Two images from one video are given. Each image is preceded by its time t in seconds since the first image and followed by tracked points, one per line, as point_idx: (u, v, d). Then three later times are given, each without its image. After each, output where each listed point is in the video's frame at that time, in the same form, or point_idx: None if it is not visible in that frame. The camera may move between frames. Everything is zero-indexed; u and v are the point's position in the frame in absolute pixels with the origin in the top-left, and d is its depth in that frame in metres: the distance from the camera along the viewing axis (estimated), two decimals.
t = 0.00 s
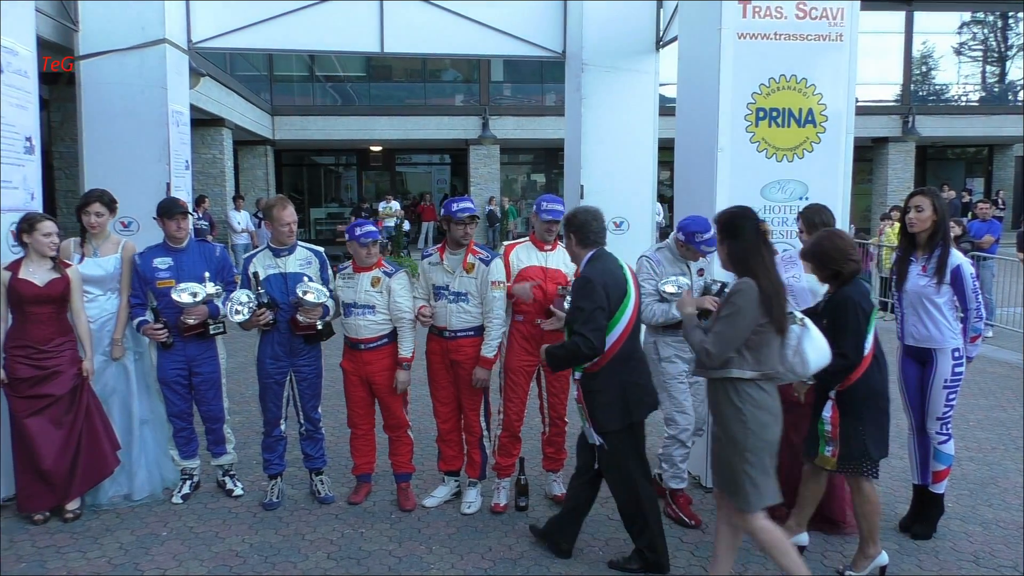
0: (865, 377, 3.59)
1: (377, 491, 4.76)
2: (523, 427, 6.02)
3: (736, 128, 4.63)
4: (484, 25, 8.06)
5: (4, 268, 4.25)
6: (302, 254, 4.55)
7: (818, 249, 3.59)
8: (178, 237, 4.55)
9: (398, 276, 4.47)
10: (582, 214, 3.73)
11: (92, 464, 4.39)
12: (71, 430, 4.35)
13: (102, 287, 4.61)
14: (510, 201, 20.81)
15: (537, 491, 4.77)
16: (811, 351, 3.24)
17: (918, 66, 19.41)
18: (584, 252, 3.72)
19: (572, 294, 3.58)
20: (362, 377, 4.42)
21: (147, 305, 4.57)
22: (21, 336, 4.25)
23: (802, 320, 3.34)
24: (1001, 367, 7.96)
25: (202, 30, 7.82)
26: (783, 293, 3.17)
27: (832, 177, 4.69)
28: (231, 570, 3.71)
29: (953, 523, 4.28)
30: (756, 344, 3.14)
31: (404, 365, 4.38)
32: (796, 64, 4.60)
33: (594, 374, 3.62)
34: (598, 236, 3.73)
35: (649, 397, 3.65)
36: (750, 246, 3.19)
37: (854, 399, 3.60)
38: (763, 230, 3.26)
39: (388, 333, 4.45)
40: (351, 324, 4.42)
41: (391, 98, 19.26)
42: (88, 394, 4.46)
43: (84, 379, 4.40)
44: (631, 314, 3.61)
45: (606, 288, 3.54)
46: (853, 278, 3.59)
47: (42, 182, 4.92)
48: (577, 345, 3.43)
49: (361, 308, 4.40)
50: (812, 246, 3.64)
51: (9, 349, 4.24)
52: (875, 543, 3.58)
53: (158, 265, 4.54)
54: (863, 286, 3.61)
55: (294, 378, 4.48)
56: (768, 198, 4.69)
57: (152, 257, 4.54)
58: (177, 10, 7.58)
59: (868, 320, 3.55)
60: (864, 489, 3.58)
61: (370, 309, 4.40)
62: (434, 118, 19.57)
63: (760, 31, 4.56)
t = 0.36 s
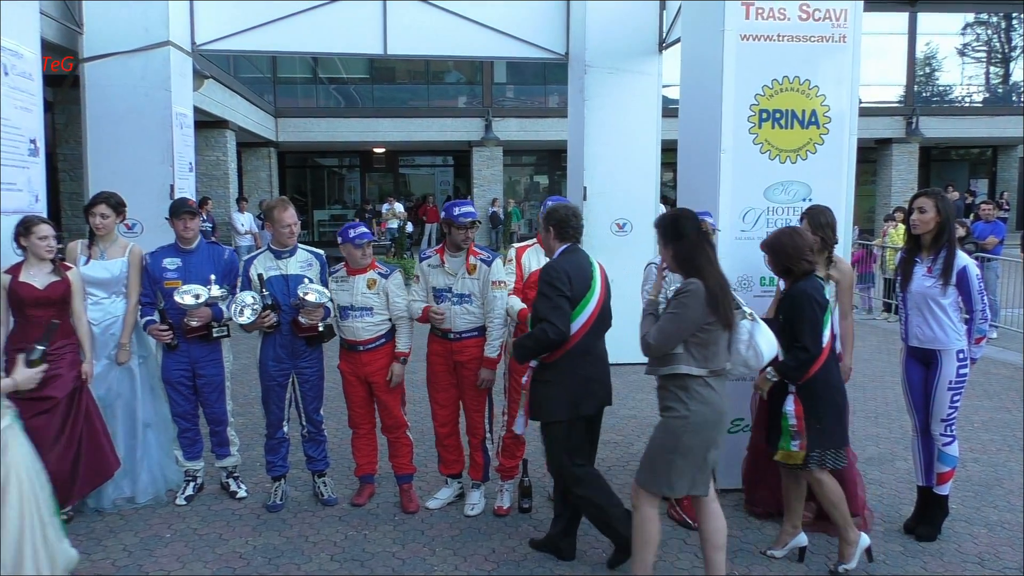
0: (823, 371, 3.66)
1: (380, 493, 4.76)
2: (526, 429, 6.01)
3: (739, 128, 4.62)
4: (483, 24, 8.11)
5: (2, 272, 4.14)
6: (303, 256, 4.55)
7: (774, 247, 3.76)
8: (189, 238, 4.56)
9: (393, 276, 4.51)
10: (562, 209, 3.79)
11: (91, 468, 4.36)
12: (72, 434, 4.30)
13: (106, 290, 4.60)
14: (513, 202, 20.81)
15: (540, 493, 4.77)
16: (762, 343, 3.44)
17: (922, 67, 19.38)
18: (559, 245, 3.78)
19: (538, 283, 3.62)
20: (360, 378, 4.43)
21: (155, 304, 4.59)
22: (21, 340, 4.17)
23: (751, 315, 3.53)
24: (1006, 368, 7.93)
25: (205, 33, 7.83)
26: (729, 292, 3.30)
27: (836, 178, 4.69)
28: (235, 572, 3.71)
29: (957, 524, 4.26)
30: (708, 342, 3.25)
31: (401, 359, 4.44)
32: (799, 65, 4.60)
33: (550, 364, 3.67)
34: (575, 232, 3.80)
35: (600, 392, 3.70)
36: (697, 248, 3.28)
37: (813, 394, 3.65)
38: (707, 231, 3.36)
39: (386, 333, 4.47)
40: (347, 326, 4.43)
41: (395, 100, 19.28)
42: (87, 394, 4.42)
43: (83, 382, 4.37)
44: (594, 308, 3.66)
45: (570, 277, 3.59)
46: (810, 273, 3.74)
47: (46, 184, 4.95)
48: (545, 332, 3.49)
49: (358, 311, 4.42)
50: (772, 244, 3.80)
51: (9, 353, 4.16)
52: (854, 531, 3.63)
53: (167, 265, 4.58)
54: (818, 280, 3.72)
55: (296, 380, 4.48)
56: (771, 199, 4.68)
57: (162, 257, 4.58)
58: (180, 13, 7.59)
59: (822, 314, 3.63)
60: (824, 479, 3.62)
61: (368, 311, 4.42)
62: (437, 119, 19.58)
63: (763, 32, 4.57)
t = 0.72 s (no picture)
0: (799, 372, 3.68)
1: (383, 495, 4.75)
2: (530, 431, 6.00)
3: (742, 130, 4.62)
4: (484, 26, 8.12)
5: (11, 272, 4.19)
6: (303, 258, 4.55)
7: (765, 244, 3.80)
8: (197, 241, 4.59)
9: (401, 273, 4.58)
10: (543, 209, 3.77)
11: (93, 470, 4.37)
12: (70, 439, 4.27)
13: (107, 293, 4.59)
14: (515, 204, 20.80)
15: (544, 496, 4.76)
16: (709, 350, 3.39)
17: (924, 68, 19.38)
18: (539, 245, 3.77)
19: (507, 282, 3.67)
20: (367, 377, 4.45)
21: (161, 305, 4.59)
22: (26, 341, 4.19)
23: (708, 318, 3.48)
24: (1010, 369, 7.91)
25: (207, 35, 7.84)
26: (680, 293, 3.35)
27: (838, 179, 4.68)
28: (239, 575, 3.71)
29: (961, 526, 4.25)
30: (650, 339, 3.34)
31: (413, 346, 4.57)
32: (801, 66, 4.60)
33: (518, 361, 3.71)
34: (558, 231, 3.76)
35: (567, 391, 3.61)
36: (646, 248, 3.35)
37: (787, 393, 3.69)
38: (669, 229, 3.40)
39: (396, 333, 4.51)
40: (358, 328, 4.43)
41: (396, 102, 19.31)
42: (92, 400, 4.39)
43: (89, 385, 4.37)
44: (564, 307, 3.62)
45: (535, 277, 3.59)
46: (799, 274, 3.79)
47: (49, 187, 4.95)
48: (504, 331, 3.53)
49: (370, 311, 4.44)
50: (761, 241, 3.86)
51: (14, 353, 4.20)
52: (812, 536, 3.63)
53: (174, 266, 4.58)
54: (802, 281, 3.75)
55: (297, 382, 4.47)
56: (773, 200, 4.67)
57: (169, 258, 4.59)
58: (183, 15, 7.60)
59: (801, 315, 3.67)
60: (790, 481, 3.64)
61: (380, 310, 4.45)
62: (439, 121, 19.59)
63: (765, 34, 4.57)
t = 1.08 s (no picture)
0: (777, 376, 3.67)
1: (385, 496, 4.75)
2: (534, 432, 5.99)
3: (745, 131, 4.61)
4: (487, 27, 8.12)
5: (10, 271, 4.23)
6: (308, 258, 4.56)
7: (754, 245, 3.78)
8: (201, 242, 4.61)
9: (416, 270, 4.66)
10: (510, 211, 3.68)
11: (81, 471, 4.39)
12: (62, 437, 4.34)
13: (107, 295, 4.61)
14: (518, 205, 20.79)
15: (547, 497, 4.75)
16: (685, 351, 3.49)
17: (927, 69, 19.39)
18: (504, 250, 3.70)
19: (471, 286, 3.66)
20: (385, 377, 4.46)
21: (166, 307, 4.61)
22: (21, 340, 4.23)
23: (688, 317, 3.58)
24: (1015, 371, 7.88)
25: (211, 36, 7.85)
26: (651, 291, 3.51)
27: (841, 181, 4.67)
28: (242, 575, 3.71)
29: (965, 528, 4.23)
30: (625, 338, 3.56)
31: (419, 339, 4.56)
32: (805, 68, 4.59)
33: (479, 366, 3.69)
34: (524, 235, 3.67)
35: (524, 399, 3.61)
36: (624, 252, 3.53)
37: (763, 396, 3.69)
38: (650, 231, 3.57)
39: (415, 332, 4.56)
40: (380, 327, 4.45)
41: (399, 103, 19.33)
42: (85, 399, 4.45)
43: (83, 387, 4.40)
44: (523, 315, 3.56)
45: (495, 287, 3.55)
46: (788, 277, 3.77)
47: (53, 188, 4.97)
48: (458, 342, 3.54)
49: (391, 310, 4.46)
50: (750, 241, 3.84)
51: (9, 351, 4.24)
52: (763, 538, 3.67)
53: (178, 266, 4.58)
54: (786, 285, 3.73)
55: (301, 382, 4.48)
56: (777, 202, 4.67)
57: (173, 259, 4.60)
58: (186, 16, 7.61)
59: (781, 319, 3.65)
60: (757, 482, 3.72)
61: (399, 310, 4.48)
62: (442, 123, 19.59)
63: (769, 35, 4.56)
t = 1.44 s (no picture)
0: (759, 377, 3.66)
1: (388, 496, 4.75)
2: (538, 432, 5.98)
3: (750, 132, 4.60)
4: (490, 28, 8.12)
5: None
6: (313, 259, 4.54)
7: (740, 245, 3.79)
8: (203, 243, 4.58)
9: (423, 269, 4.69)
10: (472, 209, 3.78)
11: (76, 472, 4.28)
12: (55, 442, 4.22)
13: (102, 295, 4.56)
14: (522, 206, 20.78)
15: (550, 498, 4.74)
16: (689, 345, 3.50)
17: (931, 70, 19.36)
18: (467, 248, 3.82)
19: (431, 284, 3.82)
20: (392, 376, 4.45)
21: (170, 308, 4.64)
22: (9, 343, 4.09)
23: (691, 313, 3.57)
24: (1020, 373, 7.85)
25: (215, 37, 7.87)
26: (648, 290, 3.55)
27: (846, 182, 4.66)
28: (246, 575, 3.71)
29: (970, 530, 4.21)
30: (623, 334, 3.60)
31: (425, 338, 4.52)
32: (810, 68, 4.58)
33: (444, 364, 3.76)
34: (486, 232, 3.77)
35: (486, 400, 3.65)
36: (622, 252, 3.59)
37: (747, 397, 3.71)
38: (647, 229, 3.63)
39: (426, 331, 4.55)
40: (392, 326, 4.43)
41: (403, 104, 19.36)
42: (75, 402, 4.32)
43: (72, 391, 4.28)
44: (473, 318, 3.66)
45: (446, 288, 3.68)
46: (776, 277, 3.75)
47: (58, 188, 4.98)
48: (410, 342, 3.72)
49: (404, 309, 4.46)
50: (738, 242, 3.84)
51: None
52: (767, 542, 3.66)
53: (181, 268, 4.57)
54: (771, 288, 3.70)
55: (309, 383, 4.48)
56: (782, 203, 4.66)
57: (175, 261, 4.59)
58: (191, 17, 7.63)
59: (764, 321, 3.64)
60: (753, 486, 3.70)
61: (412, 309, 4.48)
62: (446, 124, 19.62)
63: (773, 35, 4.55)
